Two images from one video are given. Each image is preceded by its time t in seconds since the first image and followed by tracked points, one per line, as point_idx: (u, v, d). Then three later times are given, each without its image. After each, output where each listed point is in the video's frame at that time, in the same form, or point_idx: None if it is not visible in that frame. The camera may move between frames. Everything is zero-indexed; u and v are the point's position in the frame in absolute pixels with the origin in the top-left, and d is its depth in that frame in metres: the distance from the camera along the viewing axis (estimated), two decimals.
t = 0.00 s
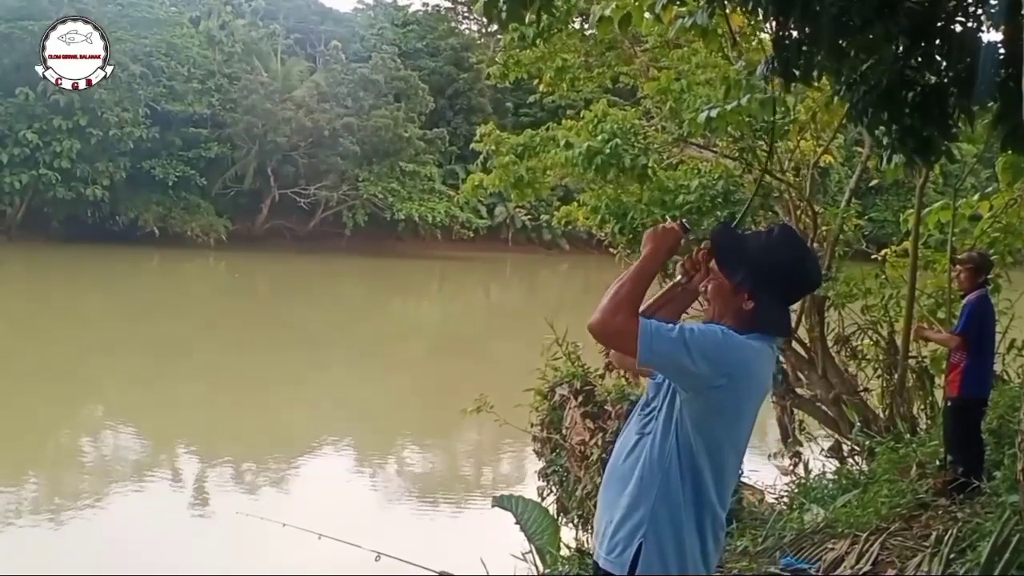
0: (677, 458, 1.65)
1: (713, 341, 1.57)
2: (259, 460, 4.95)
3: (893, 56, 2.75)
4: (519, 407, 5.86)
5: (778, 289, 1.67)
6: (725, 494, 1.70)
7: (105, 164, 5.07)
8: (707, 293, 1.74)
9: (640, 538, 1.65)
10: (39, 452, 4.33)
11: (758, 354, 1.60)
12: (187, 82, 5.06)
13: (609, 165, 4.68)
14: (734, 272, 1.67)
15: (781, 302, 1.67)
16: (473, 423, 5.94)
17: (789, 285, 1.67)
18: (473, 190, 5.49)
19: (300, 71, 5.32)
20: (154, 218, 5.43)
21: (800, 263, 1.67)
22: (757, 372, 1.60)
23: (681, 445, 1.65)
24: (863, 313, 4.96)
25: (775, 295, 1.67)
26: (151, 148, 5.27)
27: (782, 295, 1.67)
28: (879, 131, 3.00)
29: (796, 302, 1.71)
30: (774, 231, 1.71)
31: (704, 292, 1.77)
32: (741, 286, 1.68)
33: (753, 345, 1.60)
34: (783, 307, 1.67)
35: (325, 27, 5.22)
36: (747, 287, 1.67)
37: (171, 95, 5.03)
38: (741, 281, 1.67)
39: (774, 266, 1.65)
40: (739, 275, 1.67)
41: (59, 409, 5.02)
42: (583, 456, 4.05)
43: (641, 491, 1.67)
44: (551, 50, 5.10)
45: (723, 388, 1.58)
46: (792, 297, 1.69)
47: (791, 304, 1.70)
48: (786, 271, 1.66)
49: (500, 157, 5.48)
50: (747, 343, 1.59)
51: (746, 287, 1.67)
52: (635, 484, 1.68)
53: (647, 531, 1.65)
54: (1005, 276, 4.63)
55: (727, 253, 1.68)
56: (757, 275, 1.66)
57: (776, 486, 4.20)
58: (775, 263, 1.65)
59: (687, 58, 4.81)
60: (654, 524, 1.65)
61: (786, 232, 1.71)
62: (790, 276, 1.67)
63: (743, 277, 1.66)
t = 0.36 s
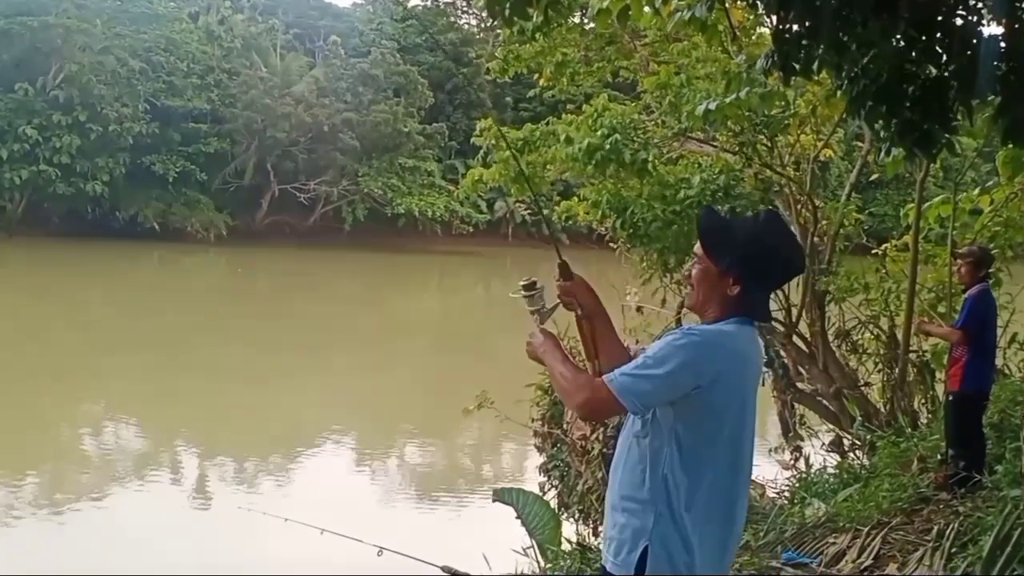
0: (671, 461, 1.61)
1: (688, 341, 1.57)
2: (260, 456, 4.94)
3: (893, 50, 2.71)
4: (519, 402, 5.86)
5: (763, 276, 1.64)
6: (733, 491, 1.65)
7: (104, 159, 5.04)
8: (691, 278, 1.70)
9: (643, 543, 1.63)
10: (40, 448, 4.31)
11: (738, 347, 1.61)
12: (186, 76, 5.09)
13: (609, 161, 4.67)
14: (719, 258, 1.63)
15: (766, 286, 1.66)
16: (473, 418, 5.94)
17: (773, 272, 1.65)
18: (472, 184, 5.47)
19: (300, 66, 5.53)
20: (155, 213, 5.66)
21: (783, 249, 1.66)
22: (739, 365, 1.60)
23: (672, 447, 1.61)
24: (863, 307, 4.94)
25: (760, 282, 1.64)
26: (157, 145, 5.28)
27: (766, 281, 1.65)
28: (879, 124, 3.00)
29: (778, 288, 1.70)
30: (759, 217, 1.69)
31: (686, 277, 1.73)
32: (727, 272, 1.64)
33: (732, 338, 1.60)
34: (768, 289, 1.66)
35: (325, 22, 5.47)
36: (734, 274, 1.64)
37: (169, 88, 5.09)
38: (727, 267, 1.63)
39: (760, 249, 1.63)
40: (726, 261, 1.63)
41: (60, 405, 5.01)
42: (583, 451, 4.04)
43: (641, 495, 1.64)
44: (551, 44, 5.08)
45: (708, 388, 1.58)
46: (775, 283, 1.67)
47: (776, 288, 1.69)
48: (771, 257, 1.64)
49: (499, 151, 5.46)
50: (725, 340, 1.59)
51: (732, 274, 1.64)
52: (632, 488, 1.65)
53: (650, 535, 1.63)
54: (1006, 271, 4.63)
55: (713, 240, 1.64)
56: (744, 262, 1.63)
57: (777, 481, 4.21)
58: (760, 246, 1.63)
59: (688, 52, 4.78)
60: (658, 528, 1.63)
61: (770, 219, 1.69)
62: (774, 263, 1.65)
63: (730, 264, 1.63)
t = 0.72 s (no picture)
0: (670, 461, 1.59)
1: (683, 336, 1.55)
2: (258, 453, 4.93)
3: (893, 45, 2.69)
4: (518, 400, 5.86)
5: (756, 267, 1.62)
6: (734, 491, 1.63)
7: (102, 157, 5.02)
8: (683, 273, 1.67)
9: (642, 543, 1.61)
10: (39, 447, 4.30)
11: (734, 340, 1.58)
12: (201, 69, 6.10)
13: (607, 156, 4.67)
14: (711, 251, 1.61)
15: (759, 279, 1.63)
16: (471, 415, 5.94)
17: (766, 264, 1.63)
18: (470, 181, 5.44)
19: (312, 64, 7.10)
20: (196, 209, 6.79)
21: (776, 239, 1.63)
22: (735, 360, 1.57)
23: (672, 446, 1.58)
24: (862, 304, 4.93)
25: (754, 273, 1.62)
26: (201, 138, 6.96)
27: (759, 272, 1.63)
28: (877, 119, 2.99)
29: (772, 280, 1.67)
30: (749, 206, 1.66)
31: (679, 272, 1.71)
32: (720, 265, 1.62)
33: (728, 331, 1.58)
34: (761, 283, 1.63)
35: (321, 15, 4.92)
36: (727, 267, 1.61)
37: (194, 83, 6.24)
38: (719, 260, 1.61)
39: (753, 242, 1.60)
40: (718, 254, 1.61)
41: (59, 403, 4.99)
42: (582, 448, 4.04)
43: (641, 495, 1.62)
44: (550, 41, 5.08)
45: (705, 382, 1.55)
46: (769, 274, 1.64)
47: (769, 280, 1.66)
48: (764, 248, 1.61)
49: (497, 147, 5.45)
50: (720, 333, 1.57)
51: (725, 267, 1.61)
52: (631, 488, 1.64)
53: (649, 535, 1.61)
54: (1005, 268, 4.64)
55: (704, 233, 1.62)
56: (736, 254, 1.61)
57: (777, 478, 4.20)
58: (753, 239, 1.60)
59: (687, 48, 4.78)
60: (657, 529, 1.61)
61: (762, 209, 1.65)
62: (767, 255, 1.62)
63: (722, 256, 1.61)
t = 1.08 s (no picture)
0: (690, 447, 1.84)
1: (721, 322, 1.78)
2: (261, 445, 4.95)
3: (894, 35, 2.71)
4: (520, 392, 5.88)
5: (771, 259, 1.84)
6: (738, 479, 1.88)
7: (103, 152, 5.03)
8: (706, 269, 1.91)
9: (657, 523, 1.85)
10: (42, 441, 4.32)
11: (762, 334, 1.82)
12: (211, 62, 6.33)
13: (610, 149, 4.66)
14: (727, 248, 1.84)
15: (775, 269, 1.85)
16: (474, 407, 5.96)
17: (780, 254, 1.85)
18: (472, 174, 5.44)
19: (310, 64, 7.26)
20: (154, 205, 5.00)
21: (787, 231, 1.85)
22: (761, 352, 1.82)
23: (692, 432, 1.83)
24: (864, 296, 4.96)
25: (769, 264, 1.84)
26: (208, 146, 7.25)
27: (774, 263, 1.85)
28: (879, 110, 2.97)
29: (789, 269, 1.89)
30: (758, 202, 1.88)
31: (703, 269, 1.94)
32: (737, 260, 1.85)
33: (757, 324, 1.81)
34: (776, 272, 1.85)
35: (324, 11, 4.69)
36: (744, 262, 1.84)
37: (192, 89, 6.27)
38: (735, 256, 1.84)
39: (764, 237, 1.82)
40: (734, 251, 1.84)
41: (62, 397, 5.01)
42: (585, 440, 4.05)
43: (662, 471, 1.86)
44: (551, 33, 5.06)
45: (733, 368, 1.80)
46: (785, 265, 1.87)
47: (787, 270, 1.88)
48: (776, 241, 1.84)
49: (500, 140, 5.44)
50: (752, 324, 1.80)
51: (742, 262, 1.84)
52: (652, 472, 1.88)
53: (663, 514, 1.85)
54: (1007, 259, 4.65)
55: (720, 233, 1.85)
56: (751, 249, 1.83)
57: (779, 469, 4.22)
58: (763, 234, 1.83)
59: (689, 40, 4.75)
60: (673, 496, 1.85)
61: (769, 204, 1.87)
62: (780, 246, 1.84)
63: (737, 252, 1.84)
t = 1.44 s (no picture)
0: (713, 434, 1.74)
1: (754, 305, 1.69)
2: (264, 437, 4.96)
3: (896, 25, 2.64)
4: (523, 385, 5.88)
5: (793, 251, 1.77)
6: (760, 470, 1.78)
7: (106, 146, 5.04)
8: (725, 264, 1.82)
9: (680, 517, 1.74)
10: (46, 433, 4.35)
11: (789, 320, 1.73)
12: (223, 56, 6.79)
13: (612, 141, 4.67)
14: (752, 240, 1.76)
15: (796, 261, 1.77)
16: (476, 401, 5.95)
17: (801, 248, 1.78)
18: (474, 167, 5.44)
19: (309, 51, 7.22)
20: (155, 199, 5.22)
21: (808, 225, 1.78)
22: (790, 337, 1.73)
23: (716, 419, 1.73)
24: (867, 289, 4.96)
25: (791, 256, 1.77)
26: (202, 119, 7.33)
27: (795, 256, 1.77)
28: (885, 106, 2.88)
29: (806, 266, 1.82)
30: (777, 197, 1.83)
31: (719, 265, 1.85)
32: (759, 253, 1.77)
33: (785, 310, 1.72)
34: (797, 265, 1.78)
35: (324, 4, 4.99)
36: (767, 253, 1.76)
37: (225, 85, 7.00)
38: (759, 247, 1.76)
39: (786, 230, 1.75)
40: (757, 243, 1.76)
41: (65, 390, 5.04)
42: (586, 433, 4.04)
43: (683, 459, 1.75)
44: (554, 26, 5.06)
45: (763, 352, 1.70)
46: (805, 260, 1.79)
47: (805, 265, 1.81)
48: (798, 234, 1.77)
49: (502, 133, 5.44)
50: (781, 309, 1.71)
51: (765, 253, 1.76)
52: (672, 461, 1.77)
53: (684, 505, 1.74)
54: (1011, 252, 4.64)
55: (741, 224, 1.78)
56: (773, 240, 1.76)
57: (782, 461, 4.22)
58: (785, 226, 1.76)
59: (693, 33, 4.75)
60: (697, 487, 1.74)
61: (788, 198, 1.82)
62: (801, 240, 1.78)
63: (761, 244, 1.76)
